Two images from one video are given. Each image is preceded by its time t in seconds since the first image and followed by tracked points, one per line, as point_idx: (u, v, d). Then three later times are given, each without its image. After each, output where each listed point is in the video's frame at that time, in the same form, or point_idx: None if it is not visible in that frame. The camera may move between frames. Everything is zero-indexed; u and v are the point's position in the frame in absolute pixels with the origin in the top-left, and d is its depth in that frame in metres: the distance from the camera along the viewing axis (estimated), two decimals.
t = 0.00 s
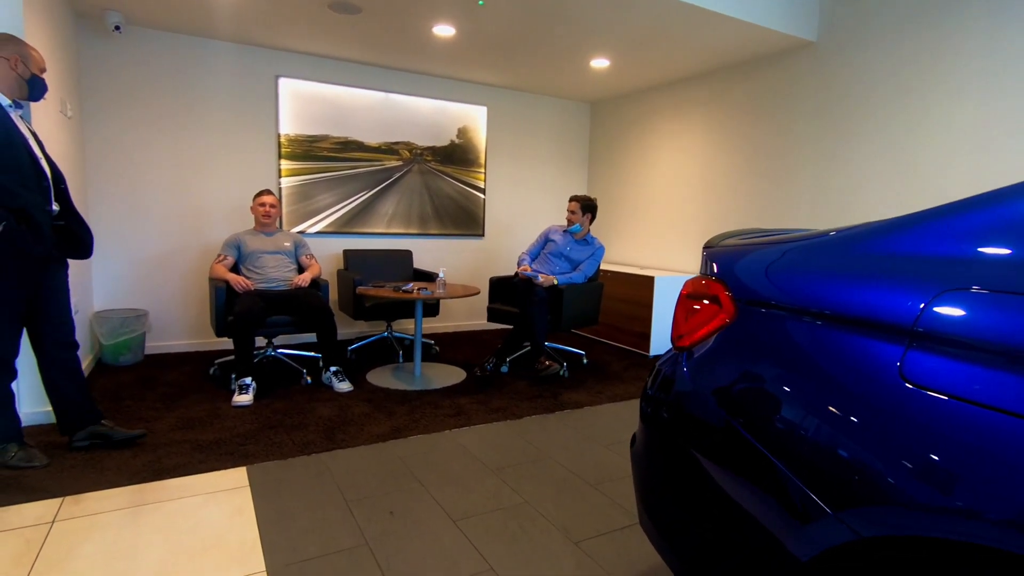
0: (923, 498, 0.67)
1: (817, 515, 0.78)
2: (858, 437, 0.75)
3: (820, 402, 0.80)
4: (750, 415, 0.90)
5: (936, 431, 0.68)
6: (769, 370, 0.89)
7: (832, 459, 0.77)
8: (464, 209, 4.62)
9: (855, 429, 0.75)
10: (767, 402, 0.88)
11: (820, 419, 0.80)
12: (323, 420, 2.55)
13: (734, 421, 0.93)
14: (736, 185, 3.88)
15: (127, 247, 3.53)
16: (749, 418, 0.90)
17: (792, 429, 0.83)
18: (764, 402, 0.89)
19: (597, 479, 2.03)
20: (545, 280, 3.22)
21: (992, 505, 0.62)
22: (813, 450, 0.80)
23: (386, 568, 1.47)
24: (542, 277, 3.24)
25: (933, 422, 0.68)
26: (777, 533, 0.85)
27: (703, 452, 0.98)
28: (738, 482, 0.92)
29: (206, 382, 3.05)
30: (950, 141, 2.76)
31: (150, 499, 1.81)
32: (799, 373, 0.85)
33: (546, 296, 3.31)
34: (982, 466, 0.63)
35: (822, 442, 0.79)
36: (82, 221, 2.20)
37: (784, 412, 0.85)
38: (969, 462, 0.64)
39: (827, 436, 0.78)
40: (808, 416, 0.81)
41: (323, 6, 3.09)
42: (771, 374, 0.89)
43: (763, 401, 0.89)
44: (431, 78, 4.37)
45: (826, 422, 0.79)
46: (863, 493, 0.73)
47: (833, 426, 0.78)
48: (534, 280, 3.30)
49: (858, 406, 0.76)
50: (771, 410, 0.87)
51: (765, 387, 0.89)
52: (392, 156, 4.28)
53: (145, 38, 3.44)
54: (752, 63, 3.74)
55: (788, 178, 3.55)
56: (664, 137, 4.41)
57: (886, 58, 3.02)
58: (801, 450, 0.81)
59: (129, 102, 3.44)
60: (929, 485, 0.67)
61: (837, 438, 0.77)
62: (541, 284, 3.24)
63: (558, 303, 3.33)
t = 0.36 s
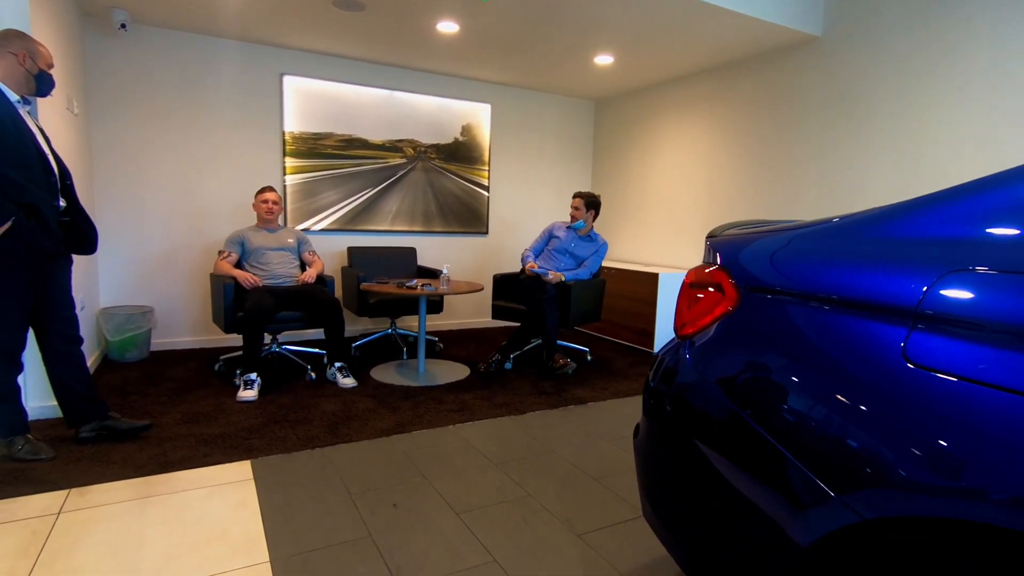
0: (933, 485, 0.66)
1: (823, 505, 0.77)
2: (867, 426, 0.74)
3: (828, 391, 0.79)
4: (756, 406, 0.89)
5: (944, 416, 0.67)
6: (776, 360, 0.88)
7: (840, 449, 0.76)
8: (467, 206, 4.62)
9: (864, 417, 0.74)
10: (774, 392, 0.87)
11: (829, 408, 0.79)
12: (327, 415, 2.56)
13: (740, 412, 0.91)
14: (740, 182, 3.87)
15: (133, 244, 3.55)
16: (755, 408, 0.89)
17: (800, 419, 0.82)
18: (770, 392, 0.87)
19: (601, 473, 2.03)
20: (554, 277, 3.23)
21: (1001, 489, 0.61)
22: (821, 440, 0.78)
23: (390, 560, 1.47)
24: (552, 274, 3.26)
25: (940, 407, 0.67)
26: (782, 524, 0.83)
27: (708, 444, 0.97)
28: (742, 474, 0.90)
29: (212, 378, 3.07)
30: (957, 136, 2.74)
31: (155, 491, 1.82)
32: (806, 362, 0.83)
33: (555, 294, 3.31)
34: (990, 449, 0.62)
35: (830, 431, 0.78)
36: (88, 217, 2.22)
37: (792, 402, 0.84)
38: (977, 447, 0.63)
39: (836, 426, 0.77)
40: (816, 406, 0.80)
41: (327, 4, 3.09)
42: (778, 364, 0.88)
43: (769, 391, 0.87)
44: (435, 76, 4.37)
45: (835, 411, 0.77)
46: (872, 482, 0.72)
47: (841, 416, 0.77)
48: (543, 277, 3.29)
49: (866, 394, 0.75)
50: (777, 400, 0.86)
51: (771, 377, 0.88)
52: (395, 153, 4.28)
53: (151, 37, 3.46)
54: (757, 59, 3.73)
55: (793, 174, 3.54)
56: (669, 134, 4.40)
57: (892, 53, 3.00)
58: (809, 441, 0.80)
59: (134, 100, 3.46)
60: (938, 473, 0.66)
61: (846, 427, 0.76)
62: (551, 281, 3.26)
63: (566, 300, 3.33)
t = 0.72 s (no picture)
0: (939, 471, 0.65)
1: (827, 493, 0.76)
2: (872, 413, 0.73)
3: (832, 379, 0.78)
4: (759, 396, 0.88)
5: (949, 399, 0.66)
6: (779, 350, 0.87)
7: (845, 438, 0.75)
8: (469, 204, 4.63)
9: (869, 405, 0.73)
10: (777, 381, 0.85)
11: (834, 396, 0.77)
12: (328, 410, 2.56)
13: (743, 402, 0.90)
14: (742, 178, 3.87)
15: (135, 241, 3.56)
16: (758, 398, 0.88)
17: (805, 409, 0.80)
18: (773, 381, 0.86)
19: (601, 466, 2.03)
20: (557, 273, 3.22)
21: (1006, 473, 0.60)
22: (826, 429, 0.77)
23: (390, 551, 1.47)
24: (554, 271, 3.25)
25: (945, 390, 0.67)
26: (784, 513, 0.82)
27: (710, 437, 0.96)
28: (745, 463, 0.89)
29: (214, 374, 3.08)
30: (960, 130, 2.73)
31: (156, 484, 1.82)
32: (810, 351, 0.82)
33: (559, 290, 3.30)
34: (995, 430, 0.62)
35: (836, 420, 0.76)
36: (91, 212, 2.22)
37: (796, 392, 0.82)
38: (984, 429, 0.62)
39: (841, 414, 0.76)
40: (821, 394, 0.79)
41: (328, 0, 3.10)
42: (781, 353, 0.86)
43: (773, 381, 0.86)
44: (436, 74, 4.38)
45: (840, 400, 0.76)
46: (878, 470, 0.71)
47: (847, 404, 0.75)
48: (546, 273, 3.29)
49: (871, 380, 0.74)
50: (781, 389, 0.85)
51: (775, 367, 0.87)
52: (397, 151, 4.29)
53: (152, 35, 3.47)
54: (758, 55, 3.73)
55: (794, 170, 3.54)
56: (670, 131, 4.40)
57: (893, 48, 2.99)
58: (814, 430, 0.79)
59: (136, 98, 3.47)
60: (945, 459, 0.65)
61: (851, 416, 0.75)
62: (555, 278, 3.25)
63: (568, 296, 3.33)
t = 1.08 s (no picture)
0: (941, 457, 0.64)
1: (819, 476, 0.75)
2: (873, 402, 0.71)
3: (834, 367, 0.76)
4: (760, 386, 0.85)
5: (948, 382, 0.65)
6: (780, 340, 0.85)
7: (846, 428, 0.73)
8: (468, 201, 4.63)
9: (870, 393, 0.71)
10: (778, 371, 0.83)
11: (835, 385, 0.75)
12: (327, 405, 2.56)
13: (742, 393, 0.88)
14: (741, 175, 3.87)
15: (134, 238, 3.56)
16: (757, 388, 0.86)
17: (806, 399, 0.78)
18: (774, 371, 0.84)
19: (600, 460, 2.03)
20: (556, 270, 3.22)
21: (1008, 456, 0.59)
22: (828, 420, 0.75)
23: (388, 543, 1.47)
24: (554, 267, 3.24)
25: (946, 376, 0.65)
26: (775, 496, 0.81)
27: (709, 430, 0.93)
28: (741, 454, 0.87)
29: (213, 371, 3.08)
30: (961, 126, 2.72)
31: (154, 478, 1.82)
32: (812, 340, 0.80)
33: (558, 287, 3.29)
34: (991, 409, 0.61)
35: (837, 410, 0.74)
36: (89, 207, 2.22)
37: (797, 381, 0.80)
38: (981, 411, 0.62)
39: (842, 403, 0.74)
40: (821, 382, 0.77)
41: None
42: (782, 343, 0.84)
43: (774, 372, 0.84)
44: (435, 71, 4.38)
45: (841, 389, 0.74)
46: (879, 459, 0.69)
47: (848, 393, 0.73)
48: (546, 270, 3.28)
49: (872, 367, 0.72)
50: (782, 379, 0.82)
51: (776, 356, 0.84)
52: (396, 148, 4.29)
53: (151, 32, 3.47)
54: (757, 51, 3.73)
55: (793, 166, 3.54)
56: (670, 129, 4.40)
57: (893, 44, 2.99)
58: (816, 420, 0.76)
59: (135, 95, 3.47)
60: (946, 446, 0.64)
61: (853, 406, 0.73)
62: (554, 275, 3.24)
63: (568, 293, 3.33)
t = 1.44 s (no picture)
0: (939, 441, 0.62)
1: (809, 457, 0.73)
2: (873, 388, 0.68)
3: (832, 354, 0.73)
4: (758, 376, 0.81)
5: (948, 361, 0.63)
6: (780, 328, 0.81)
7: (847, 417, 0.70)
8: (466, 199, 4.63)
9: (869, 378, 0.69)
10: (776, 359, 0.80)
11: (835, 372, 0.72)
12: (324, 400, 2.56)
13: (738, 383, 0.84)
14: (738, 171, 3.87)
15: (131, 235, 3.56)
16: (757, 378, 0.82)
17: (808, 388, 0.74)
18: (773, 360, 0.80)
19: (597, 453, 2.03)
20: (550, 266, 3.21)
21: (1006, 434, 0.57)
22: (831, 410, 0.71)
23: (384, 533, 1.47)
24: (548, 263, 3.24)
25: (945, 357, 0.63)
26: (763, 476, 0.80)
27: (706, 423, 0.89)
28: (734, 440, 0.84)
29: (210, 367, 3.08)
30: (957, 121, 2.72)
31: (150, 471, 1.82)
32: (811, 326, 0.77)
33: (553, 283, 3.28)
34: (990, 385, 0.59)
35: (838, 398, 0.71)
36: (85, 203, 2.22)
37: (797, 370, 0.77)
38: (979, 389, 0.60)
39: (843, 390, 0.71)
40: (821, 370, 0.74)
41: None
42: (782, 332, 0.80)
43: (773, 362, 0.80)
44: (433, 69, 4.38)
45: (841, 376, 0.71)
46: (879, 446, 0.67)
47: (848, 380, 0.71)
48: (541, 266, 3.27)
49: (874, 350, 0.69)
50: (781, 368, 0.79)
51: (775, 345, 0.81)
52: (394, 146, 4.29)
53: (149, 29, 3.47)
54: (754, 48, 3.74)
55: (790, 162, 3.54)
56: (667, 126, 4.41)
57: (889, 39, 3.00)
58: (816, 410, 0.73)
59: (133, 92, 3.47)
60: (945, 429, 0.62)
61: (854, 394, 0.70)
62: (550, 270, 3.24)
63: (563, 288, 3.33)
